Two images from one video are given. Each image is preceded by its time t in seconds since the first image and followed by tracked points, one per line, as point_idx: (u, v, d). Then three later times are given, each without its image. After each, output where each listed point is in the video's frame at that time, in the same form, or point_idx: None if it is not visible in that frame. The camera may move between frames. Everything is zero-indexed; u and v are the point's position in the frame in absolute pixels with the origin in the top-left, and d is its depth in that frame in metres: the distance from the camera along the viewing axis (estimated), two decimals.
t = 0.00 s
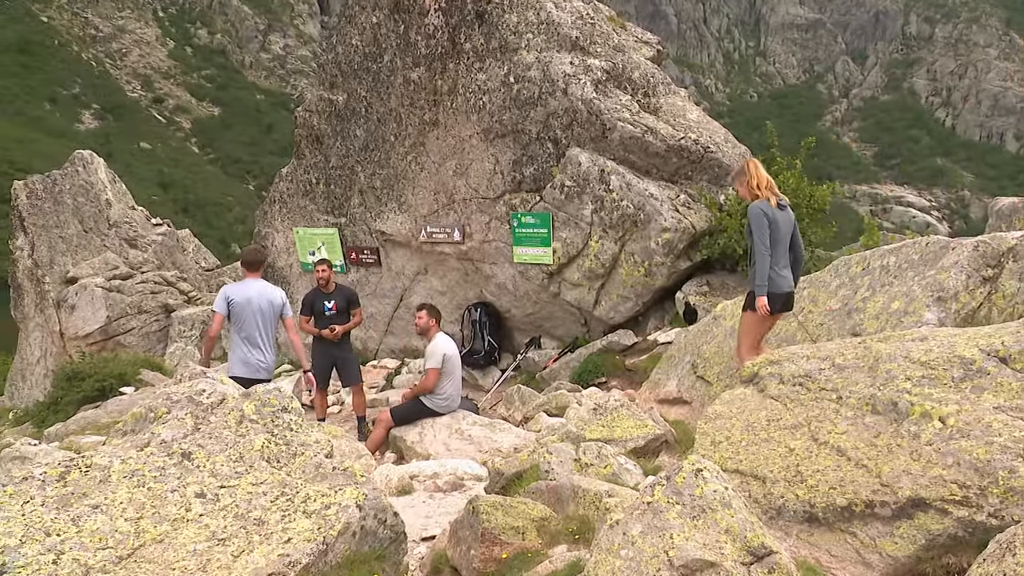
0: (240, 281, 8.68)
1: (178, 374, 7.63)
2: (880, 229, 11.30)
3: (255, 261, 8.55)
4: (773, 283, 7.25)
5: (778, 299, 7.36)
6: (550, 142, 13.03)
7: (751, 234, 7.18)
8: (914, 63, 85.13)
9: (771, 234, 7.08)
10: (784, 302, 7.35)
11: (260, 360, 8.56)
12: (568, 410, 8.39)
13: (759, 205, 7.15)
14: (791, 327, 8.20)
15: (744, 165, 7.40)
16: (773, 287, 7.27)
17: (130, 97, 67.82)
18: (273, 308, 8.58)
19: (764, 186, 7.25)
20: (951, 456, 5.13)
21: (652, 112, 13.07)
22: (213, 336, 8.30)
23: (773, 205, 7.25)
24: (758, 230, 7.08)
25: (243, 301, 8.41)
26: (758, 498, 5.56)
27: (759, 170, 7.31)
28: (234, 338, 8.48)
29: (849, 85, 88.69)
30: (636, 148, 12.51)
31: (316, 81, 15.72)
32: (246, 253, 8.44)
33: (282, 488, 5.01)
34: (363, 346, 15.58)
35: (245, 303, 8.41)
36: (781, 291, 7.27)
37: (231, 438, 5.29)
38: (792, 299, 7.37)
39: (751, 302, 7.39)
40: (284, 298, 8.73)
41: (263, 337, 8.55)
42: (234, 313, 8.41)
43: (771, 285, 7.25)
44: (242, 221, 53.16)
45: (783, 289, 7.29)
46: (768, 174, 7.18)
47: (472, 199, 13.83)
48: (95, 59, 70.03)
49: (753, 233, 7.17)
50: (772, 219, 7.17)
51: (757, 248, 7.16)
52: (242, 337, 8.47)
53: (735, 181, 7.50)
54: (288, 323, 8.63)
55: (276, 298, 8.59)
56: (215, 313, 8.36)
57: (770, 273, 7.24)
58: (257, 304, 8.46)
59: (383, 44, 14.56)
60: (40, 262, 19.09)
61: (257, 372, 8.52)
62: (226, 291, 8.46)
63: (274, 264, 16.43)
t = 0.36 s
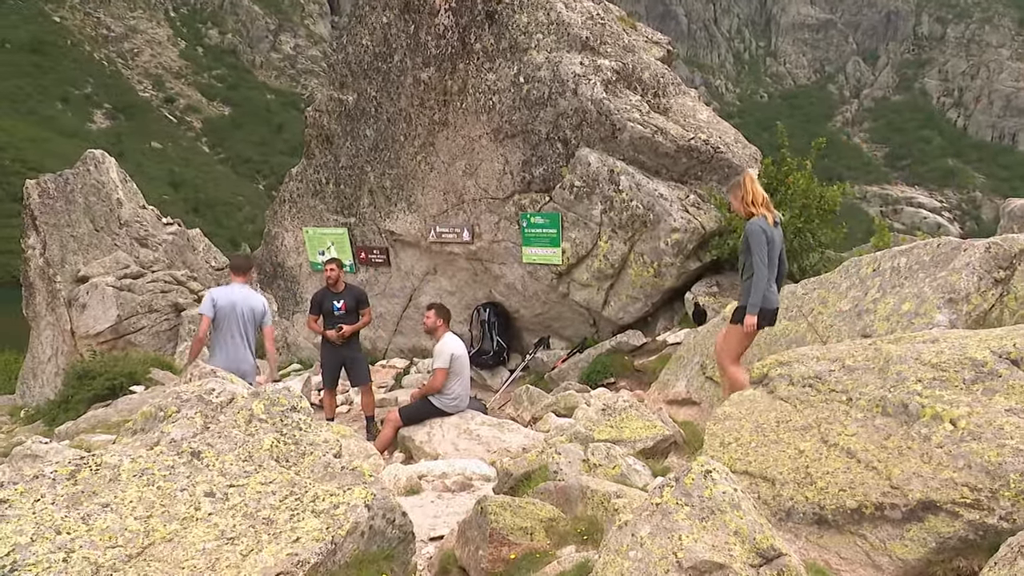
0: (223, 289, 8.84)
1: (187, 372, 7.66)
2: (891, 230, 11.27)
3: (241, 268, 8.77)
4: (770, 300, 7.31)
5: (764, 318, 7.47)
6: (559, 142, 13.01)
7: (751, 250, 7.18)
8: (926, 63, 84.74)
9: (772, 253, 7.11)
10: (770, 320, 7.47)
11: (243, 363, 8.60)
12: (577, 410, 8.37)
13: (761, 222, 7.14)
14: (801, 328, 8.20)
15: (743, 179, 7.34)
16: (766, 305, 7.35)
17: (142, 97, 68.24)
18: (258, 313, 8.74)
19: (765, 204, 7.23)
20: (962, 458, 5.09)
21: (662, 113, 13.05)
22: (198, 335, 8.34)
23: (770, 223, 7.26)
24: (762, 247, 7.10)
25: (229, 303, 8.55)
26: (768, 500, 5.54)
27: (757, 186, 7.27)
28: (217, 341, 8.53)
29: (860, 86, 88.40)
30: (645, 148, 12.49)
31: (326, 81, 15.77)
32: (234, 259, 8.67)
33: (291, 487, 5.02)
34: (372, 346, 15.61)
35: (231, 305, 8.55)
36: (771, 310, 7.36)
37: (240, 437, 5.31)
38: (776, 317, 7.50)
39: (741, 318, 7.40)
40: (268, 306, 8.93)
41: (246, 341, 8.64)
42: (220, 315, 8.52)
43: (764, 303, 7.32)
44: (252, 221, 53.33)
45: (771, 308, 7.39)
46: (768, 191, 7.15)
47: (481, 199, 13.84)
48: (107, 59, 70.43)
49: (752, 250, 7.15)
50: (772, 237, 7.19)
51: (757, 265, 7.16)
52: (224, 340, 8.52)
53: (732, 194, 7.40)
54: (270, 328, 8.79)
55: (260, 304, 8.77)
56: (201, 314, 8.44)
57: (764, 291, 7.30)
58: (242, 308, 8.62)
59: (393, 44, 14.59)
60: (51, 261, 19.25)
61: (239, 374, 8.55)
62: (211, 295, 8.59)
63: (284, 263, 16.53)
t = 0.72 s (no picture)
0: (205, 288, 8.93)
1: (195, 370, 7.69)
2: (898, 227, 11.24)
3: (221, 267, 8.81)
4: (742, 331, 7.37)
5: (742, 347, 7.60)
6: (566, 140, 13.02)
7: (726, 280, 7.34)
8: (933, 61, 84.43)
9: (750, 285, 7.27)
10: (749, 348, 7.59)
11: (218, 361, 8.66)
12: (583, 409, 8.36)
13: (741, 255, 7.30)
14: (807, 326, 8.18)
15: (726, 211, 7.50)
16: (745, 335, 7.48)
17: (148, 96, 68.42)
18: (234, 311, 8.76)
19: (746, 237, 7.39)
20: (970, 457, 5.07)
21: (668, 110, 13.04)
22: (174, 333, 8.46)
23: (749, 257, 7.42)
24: (738, 278, 7.24)
25: (204, 302, 8.61)
26: (774, 498, 5.53)
27: (740, 219, 7.43)
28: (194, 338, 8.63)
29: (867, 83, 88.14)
30: (652, 146, 12.48)
31: (332, 79, 15.79)
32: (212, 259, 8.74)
33: (298, 484, 5.03)
34: (379, 344, 15.66)
35: (205, 304, 8.60)
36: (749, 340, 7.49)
37: (247, 434, 5.32)
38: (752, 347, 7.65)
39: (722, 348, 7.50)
40: (248, 304, 8.93)
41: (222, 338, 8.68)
42: (195, 313, 8.60)
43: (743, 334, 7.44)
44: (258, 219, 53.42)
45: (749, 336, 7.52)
46: (753, 225, 7.32)
47: (488, 196, 13.85)
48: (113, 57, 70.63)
49: (731, 281, 7.29)
50: (750, 271, 7.36)
51: (736, 297, 7.30)
52: (202, 340, 8.59)
53: (715, 226, 7.56)
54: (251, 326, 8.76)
55: (237, 302, 8.79)
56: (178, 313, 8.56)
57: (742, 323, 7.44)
58: (218, 307, 8.66)
59: (399, 42, 14.58)
60: (58, 258, 19.12)
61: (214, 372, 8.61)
62: (190, 294, 8.70)
63: (290, 261, 16.60)
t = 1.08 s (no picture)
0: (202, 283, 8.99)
1: (202, 366, 7.72)
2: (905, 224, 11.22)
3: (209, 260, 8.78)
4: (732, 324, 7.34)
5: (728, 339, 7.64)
6: (572, 137, 12.99)
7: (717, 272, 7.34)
8: (941, 58, 84.09)
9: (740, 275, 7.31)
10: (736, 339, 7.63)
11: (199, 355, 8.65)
12: (589, 406, 8.35)
13: (730, 247, 7.35)
14: (814, 323, 8.13)
15: (708, 208, 7.56)
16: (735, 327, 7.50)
17: (154, 94, 68.60)
18: (214, 304, 8.66)
19: (730, 232, 7.47)
20: (977, 454, 5.05)
21: (675, 107, 13.01)
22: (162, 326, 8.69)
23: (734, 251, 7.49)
24: (730, 268, 7.26)
25: (184, 295, 8.65)
26: (781, 495, 5.52)
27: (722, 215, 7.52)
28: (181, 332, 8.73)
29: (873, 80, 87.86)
30: (658, 143, 12.45)
31: (338, 76, 15.78)
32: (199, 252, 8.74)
33: (304, 480, 5.03)
34: (385, 340, 15.71)
35: (185, 297, 8.64)
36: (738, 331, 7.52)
37: (255, 431, 5.33)
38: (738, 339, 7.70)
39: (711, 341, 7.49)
40: (233, 297, 8.75)
41: (203, 332, 8.65)
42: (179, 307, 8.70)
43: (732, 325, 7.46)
44: (264, 217, 53.50)
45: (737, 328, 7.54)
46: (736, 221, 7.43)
47: (493, 193, 13.84)
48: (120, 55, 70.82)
49: (720, 273, 7.31)
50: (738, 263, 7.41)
51: (728, 288, 7.30)
52: (186, 333, 8.67)
53: (697, 223, 7.63)
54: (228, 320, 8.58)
55: (218, 295, 8.69)
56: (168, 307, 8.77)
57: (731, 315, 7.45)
58: (198, 300, 8.63)
59: (405, 39, 14.58)
60: (67, 256, 19.23)
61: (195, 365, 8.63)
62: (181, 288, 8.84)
63: (297, 258, 16.66)
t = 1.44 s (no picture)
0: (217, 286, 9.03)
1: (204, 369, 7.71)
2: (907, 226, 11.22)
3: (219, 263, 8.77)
4: (706, 335, 7.51)
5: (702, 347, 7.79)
6: (573, 139, 12.99)
7: (691, 283, 7.48)
8: (941, 58, 84.12)
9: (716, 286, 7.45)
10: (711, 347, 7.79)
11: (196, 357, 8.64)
12: (591, 408, 8.26)
13: (705, 257, 7.48)
14: (816, 325, 8.09)
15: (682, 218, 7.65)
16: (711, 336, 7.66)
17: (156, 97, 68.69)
18: (212, 308, 8.62)
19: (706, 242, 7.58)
20: (979, 455, 5.05)
21: (675, 109, 13.02)
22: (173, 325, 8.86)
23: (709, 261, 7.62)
24: (707, 279, 7.39)
25: (190, 296, 8.72)
26: (783, 497, 5.50)
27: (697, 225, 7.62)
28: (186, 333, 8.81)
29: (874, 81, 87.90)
30: (659, 145, 12.46)
31: (339, 79, 15.80)
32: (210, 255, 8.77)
33: (307, 483, 5.03)
34: (387, 343, 15.73)
35: (189, 297, 8.71)
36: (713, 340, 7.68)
37: (256, 434, 5.32)
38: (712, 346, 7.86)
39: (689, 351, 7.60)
40: (232, 301, 8.65)
41: (200, 334, 8.63)
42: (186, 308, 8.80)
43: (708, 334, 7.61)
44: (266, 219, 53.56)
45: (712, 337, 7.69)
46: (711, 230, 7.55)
47: (495, 195, 13.84)
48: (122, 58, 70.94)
49: (696, 283, 7.42)
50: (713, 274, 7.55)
51: (705, 298, 7.43)
52: (187, 333, 8.72)
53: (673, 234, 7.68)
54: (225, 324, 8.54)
55: (218, 299, 8.65)
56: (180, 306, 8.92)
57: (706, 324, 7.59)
58: (200, 302, 8.65)
59: (406, 42, 14.61)
60: (68, 259, 19.25)
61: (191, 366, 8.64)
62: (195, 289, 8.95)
63: (298, 260, 16.69)
